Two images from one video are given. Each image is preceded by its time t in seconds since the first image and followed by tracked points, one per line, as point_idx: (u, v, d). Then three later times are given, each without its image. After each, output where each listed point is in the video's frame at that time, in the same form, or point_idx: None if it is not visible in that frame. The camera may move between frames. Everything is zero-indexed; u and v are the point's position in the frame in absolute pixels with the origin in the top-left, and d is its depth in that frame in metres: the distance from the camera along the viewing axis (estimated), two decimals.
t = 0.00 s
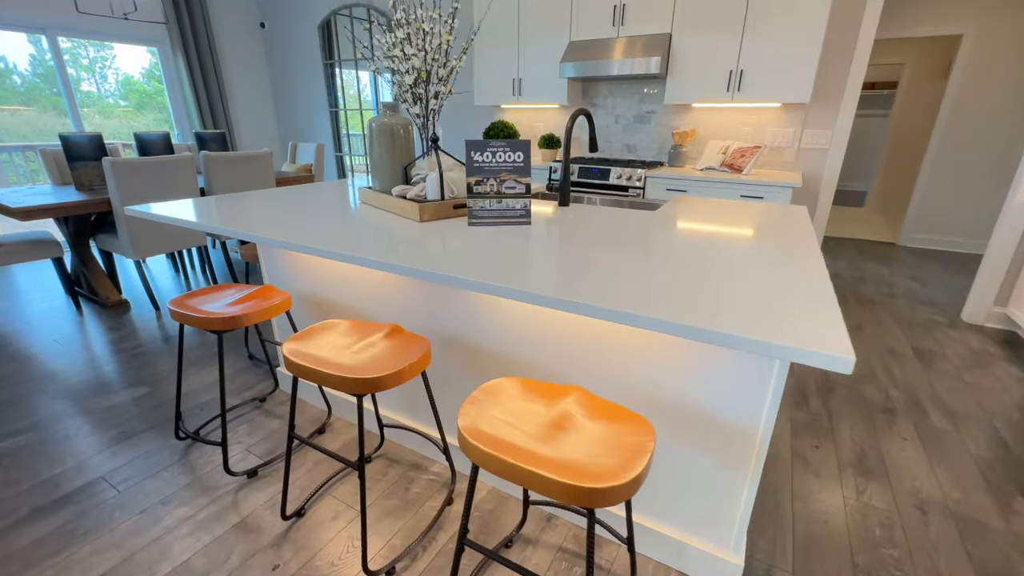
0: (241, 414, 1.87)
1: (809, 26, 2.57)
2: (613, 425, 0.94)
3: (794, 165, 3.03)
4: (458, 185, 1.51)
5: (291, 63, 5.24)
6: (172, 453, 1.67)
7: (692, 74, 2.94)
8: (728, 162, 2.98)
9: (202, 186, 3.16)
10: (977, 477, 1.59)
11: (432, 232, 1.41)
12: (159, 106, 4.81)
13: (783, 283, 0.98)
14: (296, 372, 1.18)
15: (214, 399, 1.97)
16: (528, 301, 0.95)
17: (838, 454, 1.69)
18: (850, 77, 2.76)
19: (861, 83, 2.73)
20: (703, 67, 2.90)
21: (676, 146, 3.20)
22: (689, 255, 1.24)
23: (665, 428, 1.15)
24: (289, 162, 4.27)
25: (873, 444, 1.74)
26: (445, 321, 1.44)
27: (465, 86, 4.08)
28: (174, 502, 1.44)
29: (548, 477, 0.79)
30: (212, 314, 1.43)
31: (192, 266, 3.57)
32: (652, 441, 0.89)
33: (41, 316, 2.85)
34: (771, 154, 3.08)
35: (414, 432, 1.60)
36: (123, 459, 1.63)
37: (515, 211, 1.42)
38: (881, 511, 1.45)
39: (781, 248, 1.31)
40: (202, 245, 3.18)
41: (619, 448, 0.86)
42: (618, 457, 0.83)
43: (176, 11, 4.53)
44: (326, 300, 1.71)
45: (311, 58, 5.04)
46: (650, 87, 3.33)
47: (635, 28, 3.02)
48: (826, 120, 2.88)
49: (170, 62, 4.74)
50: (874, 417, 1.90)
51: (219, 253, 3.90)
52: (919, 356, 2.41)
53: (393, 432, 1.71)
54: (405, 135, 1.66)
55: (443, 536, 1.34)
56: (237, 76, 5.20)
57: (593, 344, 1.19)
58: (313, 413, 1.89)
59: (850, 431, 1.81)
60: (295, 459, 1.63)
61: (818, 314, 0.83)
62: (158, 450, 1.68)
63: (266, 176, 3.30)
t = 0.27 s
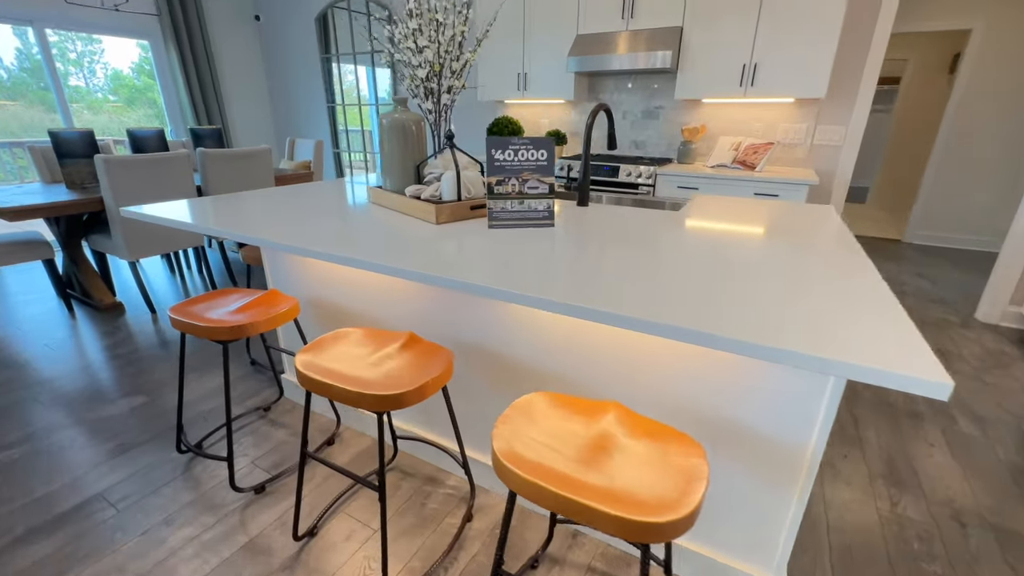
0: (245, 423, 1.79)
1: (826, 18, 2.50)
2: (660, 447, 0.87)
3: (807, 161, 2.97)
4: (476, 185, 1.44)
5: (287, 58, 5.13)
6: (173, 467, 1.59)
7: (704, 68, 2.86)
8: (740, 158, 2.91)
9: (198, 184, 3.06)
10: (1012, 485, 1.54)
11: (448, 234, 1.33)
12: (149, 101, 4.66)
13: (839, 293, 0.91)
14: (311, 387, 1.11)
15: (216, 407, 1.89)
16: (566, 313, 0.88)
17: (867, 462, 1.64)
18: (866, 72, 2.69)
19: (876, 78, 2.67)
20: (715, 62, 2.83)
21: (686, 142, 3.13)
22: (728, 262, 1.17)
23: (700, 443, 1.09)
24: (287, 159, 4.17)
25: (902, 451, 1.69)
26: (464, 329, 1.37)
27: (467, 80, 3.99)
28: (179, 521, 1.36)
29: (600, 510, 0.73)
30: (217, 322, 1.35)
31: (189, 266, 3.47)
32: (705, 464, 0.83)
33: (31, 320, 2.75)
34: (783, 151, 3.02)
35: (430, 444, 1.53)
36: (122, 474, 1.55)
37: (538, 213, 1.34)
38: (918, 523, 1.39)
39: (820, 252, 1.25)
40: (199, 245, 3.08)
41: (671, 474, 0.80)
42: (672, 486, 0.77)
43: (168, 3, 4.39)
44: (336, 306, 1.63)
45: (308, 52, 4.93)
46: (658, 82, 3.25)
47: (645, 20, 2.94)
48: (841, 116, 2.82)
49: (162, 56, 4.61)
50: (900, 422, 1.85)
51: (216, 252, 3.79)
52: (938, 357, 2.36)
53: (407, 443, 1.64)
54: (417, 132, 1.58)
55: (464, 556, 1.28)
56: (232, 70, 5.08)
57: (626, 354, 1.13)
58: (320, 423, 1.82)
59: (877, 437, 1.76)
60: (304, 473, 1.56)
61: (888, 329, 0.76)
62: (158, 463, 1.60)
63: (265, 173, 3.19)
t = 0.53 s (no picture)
0: (239, 443, 1.66)
1: (842, 11, 2.41)
2: (721, 484, 0.78)
3: (818, 159, 2.90)
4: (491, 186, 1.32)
5: (278, 53, 4.98)
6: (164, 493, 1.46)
7: (714, 63, 2.77)
8: (751, 156, 2.83)
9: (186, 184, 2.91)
10: None
11: (465, 239, 1.22)
12: (133, 97, 4.46)
13: (916, 309, 0.81)
14: (317, 415, 0.99)
15: (209, 425, 1.76)
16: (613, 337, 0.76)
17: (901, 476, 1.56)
18: (881, 67, 2.62)
19: (892, 73, 2.59)
20: (726, 56, 2.74)
21: (694, 139, 3.04)
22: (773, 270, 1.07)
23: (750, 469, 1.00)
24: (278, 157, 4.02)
25: (935, 464, 1.62)
26: (482, 344, 1.26)
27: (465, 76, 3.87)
28: (170, 556, 1.25)
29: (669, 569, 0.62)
30: (211, 338, 1.23)
31: (177, 270, 3.32)
32: (775, 505, 0.74)
33: (8, 328, 2.59)
34: (794, 148, 2.94)
35: (443, 466, 1.42)
36: (107, 503, 1.42)
37: (561, 217, 1.23)
38: (963, 544, 1.31)
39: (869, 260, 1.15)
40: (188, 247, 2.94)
41: (741, 519, 0.71)
42: (747, 539, 0.67)
43: None
44: (339, 317, 1.51)
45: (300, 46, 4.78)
46: (665, 77, 3.15)
47: (653, 13, 2.84)
48: (854, 112, 2.74)
49: (147, 51, 4.43)
50: (928, 433, 1.78)
51: (205, 255, 3.64)
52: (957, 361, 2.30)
53: (416, 464, 1.53)
54: (426, 130, 1.46)
55: None
56: (220, 65, 4.90)
57: (665, 372, 1.03)
58: (321, 440, 1.70)
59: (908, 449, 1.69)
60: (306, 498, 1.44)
61: (994, 355, 0.66)
62: (147, 490, 1.47)
63: (256, 172, 3.05)
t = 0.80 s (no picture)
0: (238, 465, 1.55)
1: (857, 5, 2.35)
2: (796, 525, 0.71)
3: (827, 158, 2.84)
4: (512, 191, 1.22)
5: (266, 48, 4.82)
6: (157, 524, 1.35)
7: (723, 59, 2.69)
8: (761, 155, 2.76)
9: (173, 186, 2.77)
10: None
11: (487, 249, 1.12)
12: (113, 93, 4.27)
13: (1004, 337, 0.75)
14: (334, 451, 0.88)
15: (204, 446, 1.64)
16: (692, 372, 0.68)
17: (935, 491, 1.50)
18: (893, 63, 2.56)
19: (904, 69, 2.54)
20: (735, 52, 2.66)
21: (700, 137, 2.96)
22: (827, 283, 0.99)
23: (804, 497, 0.93)
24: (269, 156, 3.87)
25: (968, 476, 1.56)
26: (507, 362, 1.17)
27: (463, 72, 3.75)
28: None
29: None
30: (209, 359, 1.11)
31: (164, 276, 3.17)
32: (864, 551, 0.66)
33: None
34: (803, 147, 2.88)
35: (461, 492, 1.33)
36: (94, 537, 1.31)
37: (589, 225, 1.14)
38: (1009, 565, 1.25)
39: (921, 271, 1.08)
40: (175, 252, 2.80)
41: (829, 568, 0.63)
42: None
43: None
44: (349, 332, 1.41)
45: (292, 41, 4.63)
46: (670, 73, 3.07)
47: (660, 7, 2.75)
48: (865, 109, 2.68)
49: (128, 45, 4.24)
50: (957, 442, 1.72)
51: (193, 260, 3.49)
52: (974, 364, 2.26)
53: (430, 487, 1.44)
54: (438, 129, 1.35)
55: None
56: (205, 60, 4.72)
57: (714, 396, 0.96)
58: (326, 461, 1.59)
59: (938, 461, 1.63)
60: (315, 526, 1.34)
61: None
62: (139, 522, 1.35)
63: (247, 173, 2.91)
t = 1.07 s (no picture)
0: (240, 487, 1.46)
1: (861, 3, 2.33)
2: (877, 552, 0.66)
3: (829, 156, 2.83)
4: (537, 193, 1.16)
5: (251, 44, 4.67)
6: (155, 553, 1.25)
7: (726, 56, 2.67)
8: (764, 153, 2.74)
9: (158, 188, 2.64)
10: None
11: (516, 255, 1.04)
12: (84, 91, 4.06)
13: None
14: (363, 481, 0.81)
15: (202, 465, 1.55)
16: (767, 392, 0.60)
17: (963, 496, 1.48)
18: (894, 62, 2.56)
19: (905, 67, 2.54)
20: (738, 49, 2.63)
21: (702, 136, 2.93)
22: (878, 287, 0.94)
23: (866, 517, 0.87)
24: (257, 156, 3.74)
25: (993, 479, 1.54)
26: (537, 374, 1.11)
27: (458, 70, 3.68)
28: None
29: None
30: (215, 378, 1.02)
31: (149, 282, 3.03)
32: None
33: None
34: (804, 145, 2.87)
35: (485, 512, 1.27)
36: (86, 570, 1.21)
37: (623, 228, 1.08)
38: None
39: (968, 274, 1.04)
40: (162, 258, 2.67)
41: None
42: None
43: None
44: (361, 344, 1.33)
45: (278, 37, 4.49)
46: (671, 71, 3.04)
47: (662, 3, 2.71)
48: (866, 107, 2.68)
49: (104, 41, 4.06)
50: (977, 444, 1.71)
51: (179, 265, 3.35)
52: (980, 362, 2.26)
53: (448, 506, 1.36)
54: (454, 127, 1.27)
55: None
56: (186, 57, 4.56)
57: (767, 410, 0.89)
58: (334, 479, 1.50)
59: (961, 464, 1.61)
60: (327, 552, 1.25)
61: None
62: (134, 551, 1.26)
63: (237, 173, 2.79)
